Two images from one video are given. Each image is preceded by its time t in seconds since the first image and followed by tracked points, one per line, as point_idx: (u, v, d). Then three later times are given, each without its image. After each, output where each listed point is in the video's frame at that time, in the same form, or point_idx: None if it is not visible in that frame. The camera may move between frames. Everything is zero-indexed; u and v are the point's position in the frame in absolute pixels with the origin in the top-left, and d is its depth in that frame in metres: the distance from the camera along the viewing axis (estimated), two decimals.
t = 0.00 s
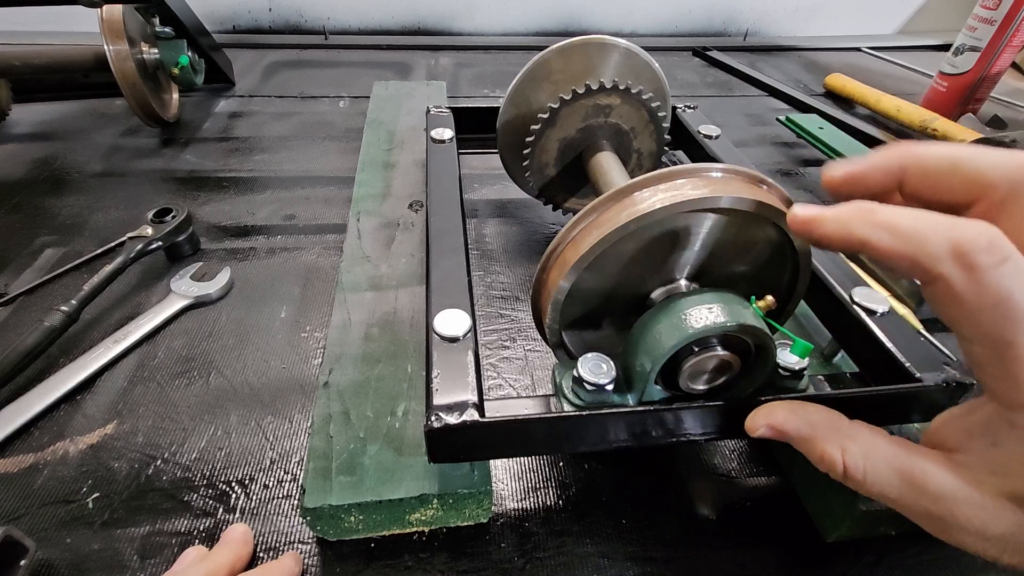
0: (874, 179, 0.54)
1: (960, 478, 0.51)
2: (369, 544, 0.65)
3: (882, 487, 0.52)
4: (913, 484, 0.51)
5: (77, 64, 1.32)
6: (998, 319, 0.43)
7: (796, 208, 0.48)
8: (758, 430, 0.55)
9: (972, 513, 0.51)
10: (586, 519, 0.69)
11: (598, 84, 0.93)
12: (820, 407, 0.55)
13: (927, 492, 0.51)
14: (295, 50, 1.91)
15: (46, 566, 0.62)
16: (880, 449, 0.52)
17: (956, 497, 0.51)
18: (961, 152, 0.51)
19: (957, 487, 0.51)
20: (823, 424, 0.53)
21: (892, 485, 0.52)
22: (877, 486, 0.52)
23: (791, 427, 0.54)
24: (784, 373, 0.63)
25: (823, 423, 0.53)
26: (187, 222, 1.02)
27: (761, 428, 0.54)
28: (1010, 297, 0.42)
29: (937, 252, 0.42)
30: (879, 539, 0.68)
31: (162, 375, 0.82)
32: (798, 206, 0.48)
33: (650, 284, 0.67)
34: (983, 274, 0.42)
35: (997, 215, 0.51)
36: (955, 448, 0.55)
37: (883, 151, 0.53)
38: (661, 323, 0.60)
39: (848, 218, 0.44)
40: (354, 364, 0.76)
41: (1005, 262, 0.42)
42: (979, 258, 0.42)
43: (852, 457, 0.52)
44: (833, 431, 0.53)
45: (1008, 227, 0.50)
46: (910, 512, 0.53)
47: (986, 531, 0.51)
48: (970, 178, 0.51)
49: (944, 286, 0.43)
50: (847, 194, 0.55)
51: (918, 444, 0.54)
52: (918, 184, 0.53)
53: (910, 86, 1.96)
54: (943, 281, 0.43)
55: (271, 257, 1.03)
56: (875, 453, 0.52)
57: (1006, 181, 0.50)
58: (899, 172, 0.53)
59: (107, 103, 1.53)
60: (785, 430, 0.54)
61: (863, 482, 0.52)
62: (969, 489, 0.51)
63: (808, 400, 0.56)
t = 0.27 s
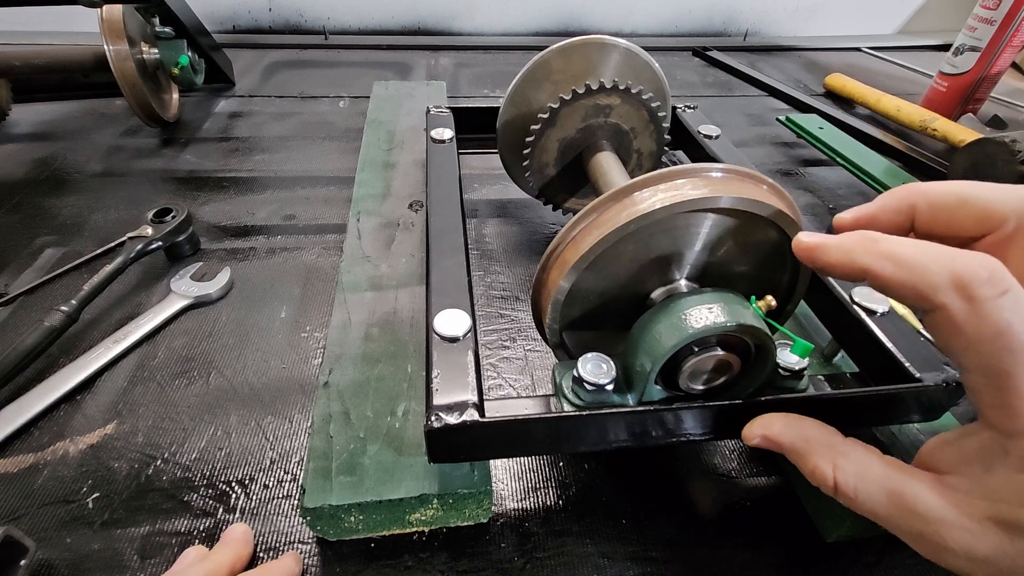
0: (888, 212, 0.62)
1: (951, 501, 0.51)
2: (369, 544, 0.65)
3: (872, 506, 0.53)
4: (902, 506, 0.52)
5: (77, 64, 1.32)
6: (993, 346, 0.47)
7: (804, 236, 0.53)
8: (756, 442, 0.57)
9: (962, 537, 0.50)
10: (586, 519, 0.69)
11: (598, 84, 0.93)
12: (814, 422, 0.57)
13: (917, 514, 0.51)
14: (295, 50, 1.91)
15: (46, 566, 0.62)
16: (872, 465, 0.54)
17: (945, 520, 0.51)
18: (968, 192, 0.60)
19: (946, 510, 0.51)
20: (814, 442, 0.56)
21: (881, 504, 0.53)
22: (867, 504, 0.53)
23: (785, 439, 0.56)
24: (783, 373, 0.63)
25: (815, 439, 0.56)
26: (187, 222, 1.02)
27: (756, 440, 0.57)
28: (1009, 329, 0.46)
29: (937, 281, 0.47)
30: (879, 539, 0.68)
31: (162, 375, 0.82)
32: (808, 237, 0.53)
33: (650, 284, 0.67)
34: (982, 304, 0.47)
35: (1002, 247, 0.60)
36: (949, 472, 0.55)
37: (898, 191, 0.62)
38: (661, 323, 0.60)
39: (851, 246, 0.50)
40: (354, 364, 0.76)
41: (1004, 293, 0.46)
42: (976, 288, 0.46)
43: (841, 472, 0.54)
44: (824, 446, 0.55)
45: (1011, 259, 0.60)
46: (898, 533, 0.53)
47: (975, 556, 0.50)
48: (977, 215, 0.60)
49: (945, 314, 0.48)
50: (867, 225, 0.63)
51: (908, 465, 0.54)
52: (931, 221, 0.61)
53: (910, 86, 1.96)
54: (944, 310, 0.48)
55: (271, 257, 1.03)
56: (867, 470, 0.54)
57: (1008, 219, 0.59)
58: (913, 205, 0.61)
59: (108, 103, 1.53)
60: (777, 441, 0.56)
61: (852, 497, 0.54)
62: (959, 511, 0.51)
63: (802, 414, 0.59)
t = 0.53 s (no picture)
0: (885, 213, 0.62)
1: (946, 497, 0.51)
2: (369, 544, 0.65)
3: (867, 501, 0.53)
4: (896, 500, 0.52)
5: (76, 64, 1.32)
6: (983, 344, 0.47)
7: (797, 238, 0.54)
8: (753, 436, 0.58)
9: (955, 532, 0.50)
10: (586, 519, 0.69)
11: (598, 84, 0.93)
12: (813, 418, 0.57)
13: (911, 509, 0.51)
14: (295, 50, 1.91)
15: (46, 566, 0.62)
16: (867, 460, 0.54)
17: (939, 514, 0.51)
18: (961, 192, 0.60)
19: (939, 505, 0.51)
20: (811, 437, 0.56)
21: (877, 499, 0.53)
22: (861, 499, 0.53)
23: (783, 434, 0.56)
24: (783, 373, 0.63)
25: (812, 435, 0.56)
26: (187, 222, 1.02)
27: (754, 435, 0.57)
28: (998, 325, 0.46)
29: (925, 280, 0.47)
30: (879, 539, 0.68)
31: (162, 375, 0.82)
32: (800, 240, 0.53)
33: (650, 284, 0.67)
34: (969, 301, 0.46)
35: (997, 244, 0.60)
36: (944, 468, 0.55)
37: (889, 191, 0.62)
38: (661, 323, 0.60)
39: (842, 247, 0.50)
40: (354, 364, 0.76)
41: (992, 290, 0.46)
42: (964, 286, 0.46)
43: (837, 466, 0.54)
44: (820, 441, 0.55)
45: (1003, 257, 0.59)
46: (894, 528, 0.53)
47: (970, 552, 0.50)
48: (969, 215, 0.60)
49: (934, 312, 0.48)
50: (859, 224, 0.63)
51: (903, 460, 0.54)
52: (926, 219, 0.61)
53: (910, 86, 1.96)
54: (933, 308, 0.48)
55: (271, 257, 1.03)
56: (862, 465, 0.54)
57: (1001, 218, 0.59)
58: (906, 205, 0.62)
59: (107, 103, 1.53)
60: (775, 436, 0.57)
61: (849, 492, 0.54)
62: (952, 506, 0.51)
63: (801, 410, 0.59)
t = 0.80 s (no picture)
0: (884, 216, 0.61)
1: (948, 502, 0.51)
2: (369, 544, 0.65)
3: (868, 506, 0.53)
4: (896, 504, 0.52)
5: (76, 64, 1.32)
6: (982, 346, 0.47)
7: (796, 239, 0.53)
8: (753, 441, 0.58)
9: (956, 537, 0.50)
10: (586, 519, 0.69)
11: (598, 84, 0.93)
12: (813, 422, 0.57)
13: (912, 514, 0.51)
14: (295, 50, 1.91)
15: (46, 566, 0.62)
16: (868, 465, 0.54)
17: (939, 518, 0.50)
18: (961, 196, 0.60)
19: (940, 510, 0.51)
20: (811, 442, 0.56)
21: (878, 504, 0.52)
22: (862, 503, 0.53)
23: (783, 438, 0.56)
24: (783, 373, 0.63)
25: (812, 439, 0.56)
26: (187, 222, 1.02)
27: (754, 440, 0.57)
28: (997, 328, 0.46)
29: (926, 283, 0.47)
30: (879, 539, 0.68)
31: (162, 375, 0.82)
32: (799, 243, 0.53)
33: (650, 284, 0.67)
34: (970, 304, 0.46)
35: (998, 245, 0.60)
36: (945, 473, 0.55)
37: (890, 194, 0.62)
38: (662, 323, 0.60)
39: (841, 249, 0.50)
40: (354, 364, 0.76)
41: (992, 293, 0.46)
42: (965, 289, 0.46)
43: (837, 470, 0.54)
44: (820, 445, 0.55)
45: (1002, 259, 0.60)
46: (896, 533, 0.52)
47: (971, 557, 0.50)
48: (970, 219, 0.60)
49: (934, 315, 0.48)
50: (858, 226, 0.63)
51: (903, 466, 0.54)
52: (925, 222, 0.61)
53: (910, 86, 1.96)
54: (934, 311, 0.48)
55: (271, 257, 1.03)
56: (863, 470, 0.53)
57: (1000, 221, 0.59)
58: (906, 208, 0.61)
59: (107, 103, 1.53)
60: (774, 441, 0.56)
61: (849, 496, 0.53)
62: (953, 511, 0.51)
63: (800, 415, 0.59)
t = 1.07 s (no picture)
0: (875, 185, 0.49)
1: (917, 518, 0.49)
2: (369, 544, 0.65)
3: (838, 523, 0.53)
4: (863, 519, 0.51)
5: (76, 64, 1.32)
6: (962, 373, 0.42)
7: (788, 241, 0.49)
8: (729, 461, 0.59)
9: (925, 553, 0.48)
10: (586, 519, 0.69)
11: (598, 84, 0.93)
12: (791, 442, 0.58)
13: (879, 530, 0.51)
14: (295, 50, 1.91)
15: (46, 566, 0.62)
16: (841, 484, 0.54)
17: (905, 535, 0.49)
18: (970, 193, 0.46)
19: (908, 526, 0.49)
20: (784, 461, 0.57)
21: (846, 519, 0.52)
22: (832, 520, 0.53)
23: (756, 459, 0.58)
24: (783, 372, 0.63)
25: (785, 459, 0.57)
26: (187, 222, 1.02)
27: (730, 460, 0.59)
28: (976, 355, 0.42)
29: (911, 302, 0.43)
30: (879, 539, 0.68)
31: (162, 375, 0.82)
32: (791, 245, 0.49)
33: (650, 284, 0.67)
34: (953, 328, 0.42)
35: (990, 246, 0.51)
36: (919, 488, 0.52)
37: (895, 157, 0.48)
38: (662, 323, 0.60)
39: (830, 257, 0.46)
40: (354, 364, 0.76)
41: (978, 318, 0.41)
42: (949, 314, 0.42)
43: (808, 489, 0.55)
44: (792, 466, 0.56)
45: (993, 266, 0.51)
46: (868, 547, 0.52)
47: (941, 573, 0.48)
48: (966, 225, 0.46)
49: (914, 335, 0.43)
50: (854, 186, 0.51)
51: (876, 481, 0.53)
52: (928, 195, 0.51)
53: (910, 86, 1.96)
54: (914, 330, 0.43)
55: (271, 257, 1.03)
56: (834, 488, 0.54)
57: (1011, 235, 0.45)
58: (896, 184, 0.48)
59: (107, 103, 1.53)
60: (748, 461, 0.58)
61: (820, 513, 0.54)
62: (922, 528, 0.49)
63: (783, 434, 0.60)
